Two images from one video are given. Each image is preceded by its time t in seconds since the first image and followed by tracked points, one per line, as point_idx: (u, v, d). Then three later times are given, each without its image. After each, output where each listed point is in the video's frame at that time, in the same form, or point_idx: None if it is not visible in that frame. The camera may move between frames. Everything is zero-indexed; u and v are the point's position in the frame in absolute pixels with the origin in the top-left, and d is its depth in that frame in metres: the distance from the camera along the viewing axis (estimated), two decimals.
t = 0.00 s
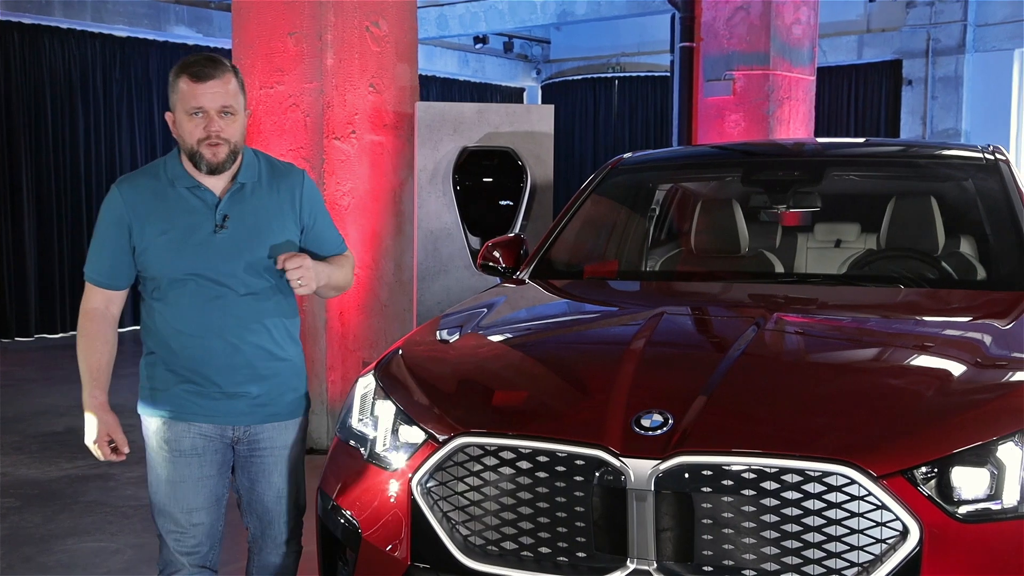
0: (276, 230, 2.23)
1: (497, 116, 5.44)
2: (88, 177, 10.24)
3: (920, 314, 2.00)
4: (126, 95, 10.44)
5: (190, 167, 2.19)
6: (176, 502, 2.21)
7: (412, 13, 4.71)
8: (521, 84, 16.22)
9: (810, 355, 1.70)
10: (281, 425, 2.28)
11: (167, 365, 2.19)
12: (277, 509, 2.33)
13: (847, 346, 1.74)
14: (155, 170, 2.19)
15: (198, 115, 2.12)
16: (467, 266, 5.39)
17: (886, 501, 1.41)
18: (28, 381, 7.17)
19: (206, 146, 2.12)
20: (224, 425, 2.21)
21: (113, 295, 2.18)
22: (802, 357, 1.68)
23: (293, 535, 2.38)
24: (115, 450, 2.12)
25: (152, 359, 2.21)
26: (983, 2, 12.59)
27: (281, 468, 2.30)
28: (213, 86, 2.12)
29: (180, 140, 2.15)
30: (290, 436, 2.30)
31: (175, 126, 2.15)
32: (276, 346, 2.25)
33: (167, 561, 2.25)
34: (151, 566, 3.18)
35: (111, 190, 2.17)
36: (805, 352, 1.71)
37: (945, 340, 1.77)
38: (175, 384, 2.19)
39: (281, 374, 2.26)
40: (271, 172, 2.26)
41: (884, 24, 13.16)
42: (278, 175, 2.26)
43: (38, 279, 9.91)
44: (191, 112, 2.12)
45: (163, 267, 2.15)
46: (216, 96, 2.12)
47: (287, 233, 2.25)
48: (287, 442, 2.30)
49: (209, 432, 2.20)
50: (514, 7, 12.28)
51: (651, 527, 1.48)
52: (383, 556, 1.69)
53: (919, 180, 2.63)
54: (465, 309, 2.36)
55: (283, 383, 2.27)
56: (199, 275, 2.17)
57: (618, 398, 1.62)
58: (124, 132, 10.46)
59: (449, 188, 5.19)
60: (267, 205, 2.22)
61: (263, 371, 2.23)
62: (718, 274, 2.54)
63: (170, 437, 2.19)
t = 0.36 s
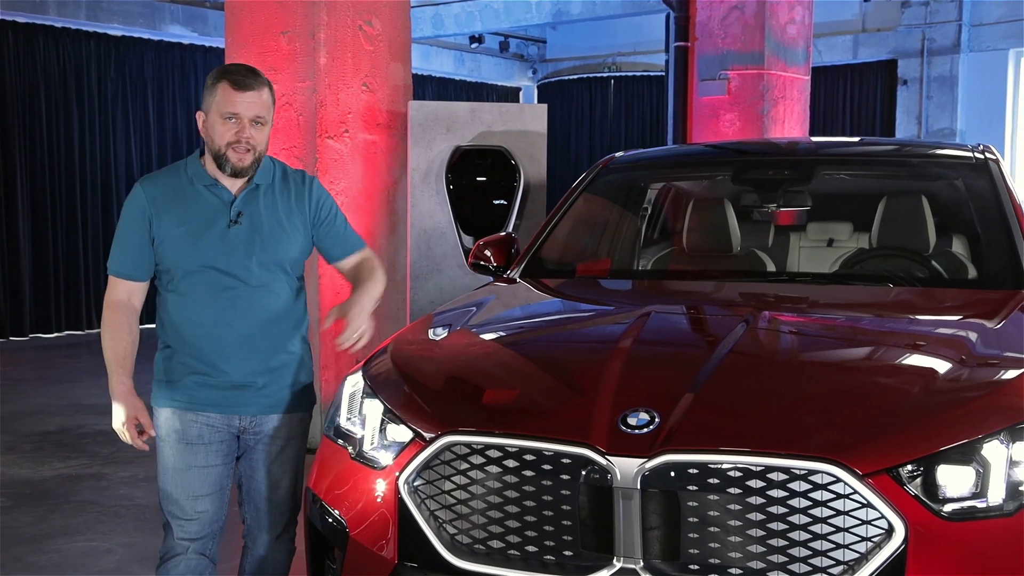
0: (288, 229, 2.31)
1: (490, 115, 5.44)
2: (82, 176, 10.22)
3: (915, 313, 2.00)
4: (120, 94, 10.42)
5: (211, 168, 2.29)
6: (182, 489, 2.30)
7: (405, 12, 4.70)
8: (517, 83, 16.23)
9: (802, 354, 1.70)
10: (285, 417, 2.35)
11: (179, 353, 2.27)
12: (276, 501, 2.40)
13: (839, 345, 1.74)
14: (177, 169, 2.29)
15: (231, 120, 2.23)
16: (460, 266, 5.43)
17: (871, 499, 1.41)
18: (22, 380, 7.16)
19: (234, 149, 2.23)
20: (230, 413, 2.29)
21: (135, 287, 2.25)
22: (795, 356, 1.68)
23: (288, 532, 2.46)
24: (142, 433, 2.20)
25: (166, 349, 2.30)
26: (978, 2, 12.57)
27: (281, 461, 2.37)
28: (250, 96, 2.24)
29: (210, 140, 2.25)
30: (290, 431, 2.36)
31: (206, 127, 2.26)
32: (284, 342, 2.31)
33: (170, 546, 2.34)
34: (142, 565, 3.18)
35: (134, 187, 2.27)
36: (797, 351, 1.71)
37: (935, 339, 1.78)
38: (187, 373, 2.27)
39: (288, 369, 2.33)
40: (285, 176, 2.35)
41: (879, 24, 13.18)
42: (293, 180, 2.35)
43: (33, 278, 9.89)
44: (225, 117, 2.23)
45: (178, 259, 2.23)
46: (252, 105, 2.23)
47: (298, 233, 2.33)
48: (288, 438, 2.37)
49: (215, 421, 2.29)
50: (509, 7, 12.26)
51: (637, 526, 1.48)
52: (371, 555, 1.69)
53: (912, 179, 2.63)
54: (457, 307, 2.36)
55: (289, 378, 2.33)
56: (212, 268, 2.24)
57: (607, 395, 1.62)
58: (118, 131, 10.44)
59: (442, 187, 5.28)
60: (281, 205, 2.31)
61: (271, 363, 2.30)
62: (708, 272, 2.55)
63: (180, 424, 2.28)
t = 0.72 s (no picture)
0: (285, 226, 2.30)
1: (484, 114, 5.44)
2: (77, 176, 10.20)
3: (909, 311, 2.01)
4: (115, 93, 10.40)
5: (217, 163, 2.32)
6: (168, 474, 2.31)
7: (400, 11, 4.70)
8: (513, 83, 16.24)
9: (798, 352, 1.70)
10: (270, 411, 2.34)
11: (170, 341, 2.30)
12: (263, 493, 2.40)
13: (833, 343, 1.74)
14: (187, 163, 2.33)
15: (238, 121, 2.25)
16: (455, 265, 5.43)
17: (860, 497, 1.41)
18: (16, 380, 7.15)
19: (240, 149, 2.25)
20: (214, 404, 2.30)
21: (132, 271, 2.31)
22: (788, 354, 1.68)
23: (276, 527, 2.44)
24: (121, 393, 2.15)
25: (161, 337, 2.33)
26: (973, 2, 12.60)
27: (268, 451, 2.37)
28: (256, 98, 2.25)
29: (217, 141, 2.28)
30: (277, 421, 2.36)
31: (214, 127, 2.28)
32: (272, 337, 2.31)
33: (159, 531, 2.35)
34: (134, 564, 3.18)
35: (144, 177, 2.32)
36: (791, 349, 1.71)
37: (927, 337, 1.78)
38: (176, 359, 2.29)
39: (273, 363, 2.33)
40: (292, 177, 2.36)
41: (874, 24, 13.21)
42: (299, 182, 2.35)
43: (28, 278, 9.87)
44: (232, 118, 2.25)
45: (172, 247, 2.26)
46: (258, 107, 2.25)
47: (293, 231, 2.31)
48: (273, 429, 2.36)
49: (200, 409, 2.30)
50: (505, 7, 12.26)
51: (626, 523, 1.48)
52: (361, 553, 1.69)
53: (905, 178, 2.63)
54: (448, 305, 2.37)
55: (275, 372, 2.33)
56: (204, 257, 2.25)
57: (596, 393, 1.62)
58: (114, 131, 10.42)
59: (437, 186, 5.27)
60: (280, 204, 2.31)
61: (255, 356, 2.30)
62: (702, 271, 2.54)
63: (165, 412, 2.29)
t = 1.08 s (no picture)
0: (277, 228, 2.29)
1: (485, 114, 5.44)
2: (80, 177, 10.22)
3: (910, 310, 2.01)
4: (118, 93, 10.42)
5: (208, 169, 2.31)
6: (164, 475, 2.32)
7: (401, 11, 4.72)
8: (515, 83, 16.26)
9: (798, 351, 1.70)
10: (268, 410, 2.34)
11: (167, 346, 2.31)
12: (259, 493, 2.40)
13: (833, 342, 1.74)
14: (178, 168, 2.33)
15: (219, 127, 2.24)
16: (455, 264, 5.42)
17: (856, 495, 1.42)
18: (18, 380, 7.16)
19: (222, 154, 2.24)
20: (211, 405, 2.31)
21: (129, 277, 2.32)
22: (789, 353, 1.68)
23: (274, 526, 2.44)
24: (127, 406, 2.21)
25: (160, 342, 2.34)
26: (976, 2, 12.57)
27: (263, 450, 2.36)
28: (236, 103, 2.24)
29: (202, 147, 2.27)
30: (273, 420, 2.36)
31: (199, 133, 2.28)
32: (267, 337, 2.31)
33: (157, 530, 2.37)
34: (135, 563, 3.19)
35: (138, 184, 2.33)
36: (791, 348, 1.71)
37: (926, 336, 1.78)
38: (172, 362, 2.30)
39: (269, 363, 2.33)
40: (283, 182, 2.34)
41: (877, 24, 13.20)
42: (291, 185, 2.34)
43: (30, 278, 9.88)
44: (213, 124, 2.24)
45: (168, 253, 2.27)
46: (239, 112, 2.24)
47: (285, 235, 2.30)
48: (272, 427, 2.36)
49: (196, 411, 2.31)
50: (506, 6, 12.26)
51: (623, 521, 1.49)
52: (359, 551, 1.69)
53: (905, 177, 2.63)
54: (447, 304, 2.36)
55: (271, 371, 2.33)
56: (198, 262, 2.26)
57: (593, 392, 1.62)
58: (116, 131, 10.42)
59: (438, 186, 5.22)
60: (272, 208, 2.30)
61: (250, 359, 2.31)
62: (703, 271, 2.53)
63: (162, 413, 2.31)
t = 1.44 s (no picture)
0: (276, 228, 2.30)
1: (490, 114, 5.45)
2: (88, 178, 10.27)
3: (914, 310, 2.01)
4: (125, 94, 10.46)
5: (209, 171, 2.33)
6: (169, 474, 2.34)
7: (406, 12, 4.74)
8: (522, 83, 16.28)
9: (804, 350, 1.70)
10: (273, 410, 2.35)
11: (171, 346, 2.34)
12: (264, 492, 2.41)
13: (838, 342, 1.75)
14: (180, 171, 2.35)
15: (215, 129, 2.25)
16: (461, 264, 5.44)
17: (858, 493, 1.42)
18: (26, 378, 7.21)
19: (217, 156, 2.25)
20: (214, 404, 2.32)
21: (136, 281, 2.36)
22: (795, 352, 1.69)
23: (278, 524, 2.45)
24: (128, 408, 2.24)
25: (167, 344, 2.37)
26: (983, 2, 12.54)
27: (267, 450, 2.37)
28: (231, 106, 2.25)
29: (199, 148, 2.29)
30: (277, 420, 2.36)
31: (196, 134, 2.29)
32: (268, 337, 2.32)
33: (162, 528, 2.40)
34: (142, 561, 3.21)
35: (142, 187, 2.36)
36: (797, 348, 1.71)
37: (931, 335, 1.79)
38: (176, 363, 2.33)
39: (271, 363, 2.34)
40: (283, 181, 2.34)
41: (883, 23, 13.16)
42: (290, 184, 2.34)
43: (38, 278, 9.93)
44: (209, 126, 2.25)
45: (170, 255, 2.29)
46: (234, 115, 2.25)
47: (283, 234, 2.30)
48: (276, 427, 2.37)
49: (200, 411, 2.32)
50: (513, 6, 12.28)
51: (625, 520, 1.50)
52: (362, 549, 1.70)
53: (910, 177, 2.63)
54: (452, 304, 2.37)
55: (274, 370, 2.34)
56: (199, 262, 2.28)
57: (596, 392, 1.63)
58: (124, 131, 10.46)
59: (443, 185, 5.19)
60: (270, 207, 2.30)
61: (252, 358, 2.31)
62: (709, 270, 2.54)
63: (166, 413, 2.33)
